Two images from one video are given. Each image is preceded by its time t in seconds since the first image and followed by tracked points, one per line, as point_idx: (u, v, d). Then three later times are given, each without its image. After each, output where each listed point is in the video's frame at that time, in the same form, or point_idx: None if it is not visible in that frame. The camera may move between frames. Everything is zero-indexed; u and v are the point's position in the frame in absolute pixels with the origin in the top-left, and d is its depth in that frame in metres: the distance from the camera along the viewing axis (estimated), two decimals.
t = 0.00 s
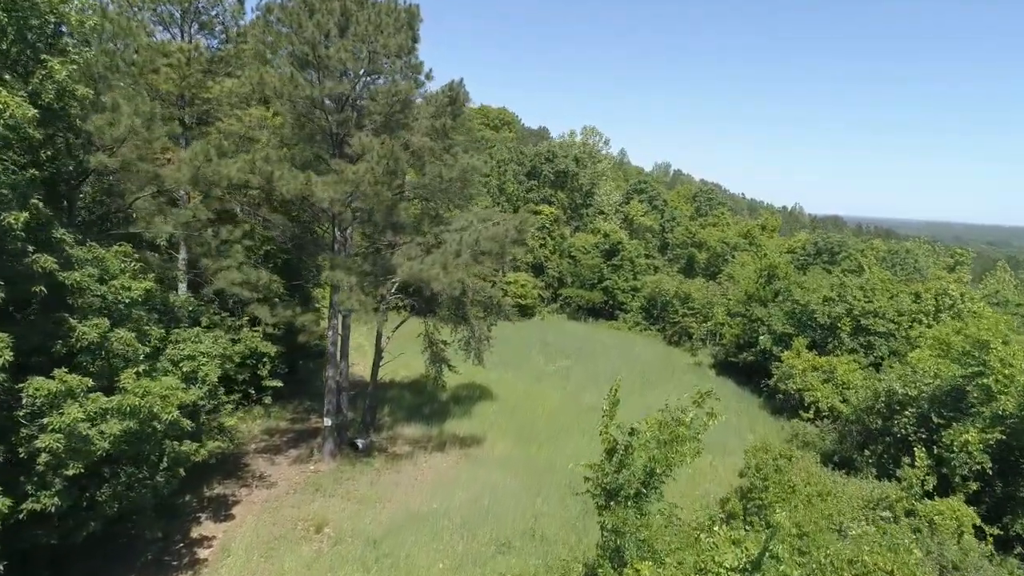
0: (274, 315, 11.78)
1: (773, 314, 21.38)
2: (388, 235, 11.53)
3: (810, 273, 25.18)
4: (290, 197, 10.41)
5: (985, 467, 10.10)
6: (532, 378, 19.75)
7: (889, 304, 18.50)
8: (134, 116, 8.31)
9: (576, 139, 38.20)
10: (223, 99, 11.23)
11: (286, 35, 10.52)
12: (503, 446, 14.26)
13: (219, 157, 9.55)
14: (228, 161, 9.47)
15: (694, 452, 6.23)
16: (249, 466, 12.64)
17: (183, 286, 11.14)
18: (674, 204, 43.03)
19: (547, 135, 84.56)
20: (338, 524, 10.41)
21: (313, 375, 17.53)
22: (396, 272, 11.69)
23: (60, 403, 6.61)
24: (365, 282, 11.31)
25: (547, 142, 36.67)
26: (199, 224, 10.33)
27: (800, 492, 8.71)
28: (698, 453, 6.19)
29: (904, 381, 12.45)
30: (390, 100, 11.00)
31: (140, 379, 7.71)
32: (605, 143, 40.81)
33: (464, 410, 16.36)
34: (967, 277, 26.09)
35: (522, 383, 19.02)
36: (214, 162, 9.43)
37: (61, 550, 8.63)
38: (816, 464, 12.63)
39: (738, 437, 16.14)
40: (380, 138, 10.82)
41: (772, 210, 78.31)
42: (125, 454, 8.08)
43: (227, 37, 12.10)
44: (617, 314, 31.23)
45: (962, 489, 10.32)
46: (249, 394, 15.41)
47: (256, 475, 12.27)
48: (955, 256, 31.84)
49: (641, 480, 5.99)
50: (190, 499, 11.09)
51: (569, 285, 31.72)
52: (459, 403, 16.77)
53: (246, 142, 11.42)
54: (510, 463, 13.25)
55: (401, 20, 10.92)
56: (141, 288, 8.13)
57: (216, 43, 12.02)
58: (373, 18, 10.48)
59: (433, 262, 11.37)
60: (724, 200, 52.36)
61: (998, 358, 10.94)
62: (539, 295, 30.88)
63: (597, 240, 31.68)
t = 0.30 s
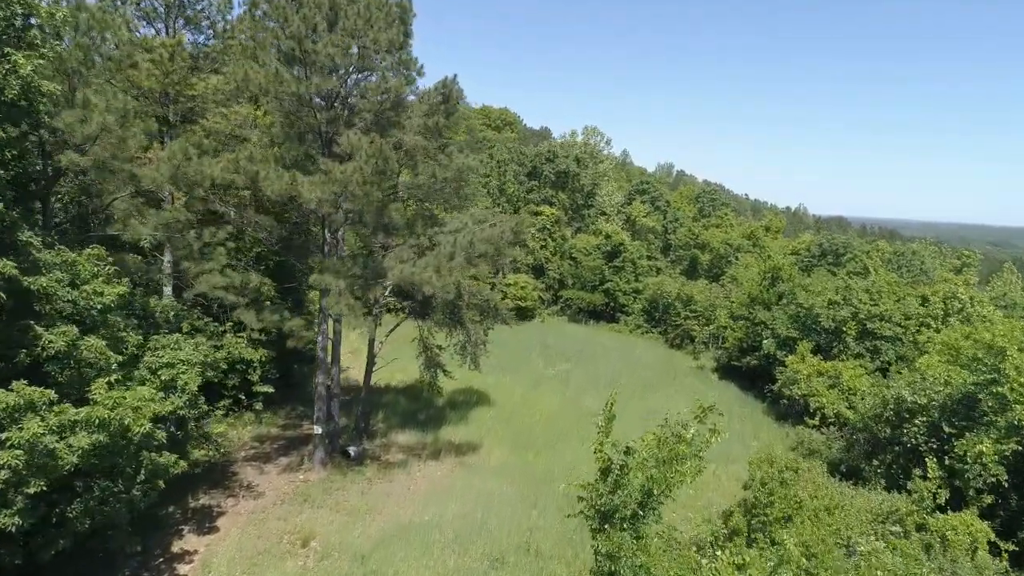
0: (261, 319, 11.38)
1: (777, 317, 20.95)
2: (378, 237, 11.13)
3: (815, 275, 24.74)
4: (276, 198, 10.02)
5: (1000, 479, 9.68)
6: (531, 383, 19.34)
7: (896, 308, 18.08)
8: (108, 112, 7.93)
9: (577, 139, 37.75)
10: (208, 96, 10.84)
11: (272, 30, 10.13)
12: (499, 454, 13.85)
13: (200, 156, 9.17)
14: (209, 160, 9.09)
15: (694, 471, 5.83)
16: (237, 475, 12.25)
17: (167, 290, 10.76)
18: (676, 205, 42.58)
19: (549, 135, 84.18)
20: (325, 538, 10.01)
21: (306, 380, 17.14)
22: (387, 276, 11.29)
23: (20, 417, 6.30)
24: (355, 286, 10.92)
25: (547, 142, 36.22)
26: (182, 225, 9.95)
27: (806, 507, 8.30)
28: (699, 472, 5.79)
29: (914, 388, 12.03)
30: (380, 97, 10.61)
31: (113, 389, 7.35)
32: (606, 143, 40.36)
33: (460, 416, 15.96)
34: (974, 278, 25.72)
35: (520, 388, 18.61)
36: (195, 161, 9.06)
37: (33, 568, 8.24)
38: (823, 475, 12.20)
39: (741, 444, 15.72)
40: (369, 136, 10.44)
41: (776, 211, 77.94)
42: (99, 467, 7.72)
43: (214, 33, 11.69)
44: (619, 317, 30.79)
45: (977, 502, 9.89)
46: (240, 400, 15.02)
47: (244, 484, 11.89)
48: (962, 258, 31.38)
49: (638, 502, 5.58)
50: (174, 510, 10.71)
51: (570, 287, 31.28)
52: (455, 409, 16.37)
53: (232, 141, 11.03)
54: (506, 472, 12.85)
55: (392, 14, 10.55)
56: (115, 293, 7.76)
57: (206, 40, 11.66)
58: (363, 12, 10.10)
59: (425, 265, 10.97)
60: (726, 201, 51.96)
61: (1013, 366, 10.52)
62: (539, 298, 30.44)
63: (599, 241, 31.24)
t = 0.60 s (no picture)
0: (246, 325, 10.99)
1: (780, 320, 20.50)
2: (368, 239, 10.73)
3: (819, 276, 24.30)
4: (260, 199, 9.62)
5: (1016, 493, 9.25)
6: (529, 388, 18.92)
7: (903, 311, 17.67)
8: (78, 109, 7.54)
9: (577, 139, 37.31)
10: (190, 93, 10.45)
11: (254, 24, 9.73)
12: (495, 463, 13.44)
13: (178, 155, 8.79)
14: (187, 159, 8.71)
15: (693, 493, 5.44)
16: (223, 485, 11.86)
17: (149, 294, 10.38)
18: (678, 205, 42.16)
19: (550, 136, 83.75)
20: (311, 553, 9.61)
21: (298, 385, 16.74)
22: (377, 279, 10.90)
23: None
24: (343, 290, 10.52)
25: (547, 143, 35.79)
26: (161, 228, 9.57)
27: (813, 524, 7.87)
28: (698, 494, 5.41)
29: (923, 396, 11.61)
30: (369, 94, 10.21)
31: (81, 400, 6.97)
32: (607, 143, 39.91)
33: (455, 423, 15.54)
34: (980, 280, 25.30)
35: (518, 393, 18.20)
36: (173, 160, 8.68)
37: None
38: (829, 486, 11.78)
39: (745, 451, 15.30)
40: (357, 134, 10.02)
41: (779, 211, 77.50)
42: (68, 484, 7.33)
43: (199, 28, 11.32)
44: (620, 319, 30.36)
45: (992, 517, 9.45)
46: (229, 406, 14.64)
47: (229, 495, 11.50)
48: (968, 259, 30.95)
49: (632, 530, 5.18)
50: (155, 523, 10.33)
51: (571, 289, 30.86)
52: (450, 416, 15.96)
53: (217, 139, 10.64)
54: (501, 482, 12.44)
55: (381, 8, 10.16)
56: (85, 298, 7.37)
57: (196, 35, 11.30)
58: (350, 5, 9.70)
59: (416, 268, 10.57)
60: (729, 202, 51.56)
61: None
62: (539, 300, 30.00)
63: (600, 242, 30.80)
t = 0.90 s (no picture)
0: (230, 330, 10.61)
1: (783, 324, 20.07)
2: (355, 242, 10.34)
3: (824, 278, 23.86)
4: (241, 199, 9.24)
5: None
6: (526, 393, 18.51)
7: (909, 315, 17.27)
8: (44, 105, 7.18)
9: (578, 140, 36.89)
10: (170, 90, 10.08)
11: (235, 18, 9.35)
12: (490, 472, 13.03)
13: (154, 154, 8.42)
14: (163, 158, 8.34)
15: (691, 518, 5.04)
16: (208, 495, 11.48)
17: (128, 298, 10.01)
18: (681, 206, 41.72)
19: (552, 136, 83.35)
20: (295, 568, 9.22)
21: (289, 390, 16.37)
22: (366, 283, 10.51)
23: None
24: (329, 295, 10.14)
25: (548, 143, 35.38)
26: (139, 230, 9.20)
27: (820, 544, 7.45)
28: (697, 520, 5.01)
29: (933, 405, 11.20)
30: (356, 91, 9.84)
31: (44, 411, 6.59)
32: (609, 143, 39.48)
33: (450, 430, 15.14)
34: (988, 282, 24.89)
35: (516, 399, 17.79)
36: (148, 159, 8.31)
37: None
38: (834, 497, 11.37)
39: (747, 459, 14.88)
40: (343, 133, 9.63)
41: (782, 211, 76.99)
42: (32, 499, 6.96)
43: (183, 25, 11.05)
44: (620, 322, 29.94)
45: (1006, 532, 9.02)
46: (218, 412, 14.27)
47: (213, 506, 11.13)
48: (974, 260, 30.52)
49: (626, 560, 4.76)
50: (134, 535, 9.97)
51: (571, 291, 30.43)
52: (445, 422, 15.55)
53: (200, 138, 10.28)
54: (496, 493, 12.05)
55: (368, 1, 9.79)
56: (50, 304, 7.00)
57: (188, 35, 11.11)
58: None
59: (406, 272, 10.18)
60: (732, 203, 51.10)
61: None
62: (539, 303, 29.56)
63: (600, 244, 30.38)
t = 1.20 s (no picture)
0: (212, 336, 10.23)
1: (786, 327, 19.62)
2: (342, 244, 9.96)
3: (829, 280, 23.42)
4: (220, 200, 8.84)
5: None
6: (524, 399, 18.09)
7: (916, 319, 16.84)
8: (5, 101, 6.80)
9: (579, 140, 36.47)
10: (149, 86, 9.68)
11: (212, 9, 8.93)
12: (484, 481, 12.62)
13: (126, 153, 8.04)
14: (136, 158, 7.97)
15: (688, 548, 4.61)
16: (191, 506, 11.10)
17: (105, 303, 9.64)
18: (684, 207, 41.27)
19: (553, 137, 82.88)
20: None
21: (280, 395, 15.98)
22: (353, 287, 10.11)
23: None
24: (314, 299, 9.74)
25: (548, 143, 34.97)
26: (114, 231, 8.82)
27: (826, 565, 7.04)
28: (693, 551, 4.58)
29: (943, 413, 10.76)
30: (341, 87, 9.45)
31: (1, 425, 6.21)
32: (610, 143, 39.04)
33: (444, 437, 14.73)
34: (995, 284, 24.42)
35: (513, 404, 17.36)
36: (120, 158, 7.93)
37: None
38: (840, 509, 10.94)
39: (750, 467, 14.45)
40: (327, 130, 9.22)
41: (786, 212, 76.41)
42: None
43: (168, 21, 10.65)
44: (621, 325, 29.52)
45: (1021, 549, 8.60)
46: (205, 418, 13.89)
47: (196, 517, 10.76)
48: (981, 262, 30.07)
49: None
50: (111, 549, 9.60)
51: (571, 293, 30.00)
52: (439, 429, 15.14)
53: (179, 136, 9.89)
54: (489, 503, 11.65)
55: None
56: (11, 311, 6.62)
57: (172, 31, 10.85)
58: None
59: (395, 276, 9.79)
60: (735, 204, 50.63)
61: None
62: (539, 305, 29.09)
63: (601, 245, 29.95)
